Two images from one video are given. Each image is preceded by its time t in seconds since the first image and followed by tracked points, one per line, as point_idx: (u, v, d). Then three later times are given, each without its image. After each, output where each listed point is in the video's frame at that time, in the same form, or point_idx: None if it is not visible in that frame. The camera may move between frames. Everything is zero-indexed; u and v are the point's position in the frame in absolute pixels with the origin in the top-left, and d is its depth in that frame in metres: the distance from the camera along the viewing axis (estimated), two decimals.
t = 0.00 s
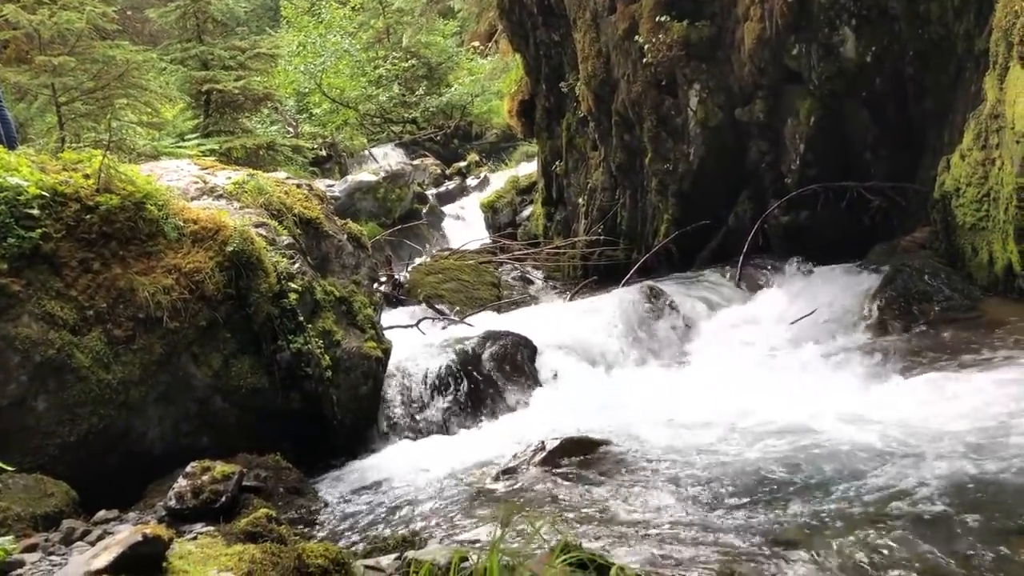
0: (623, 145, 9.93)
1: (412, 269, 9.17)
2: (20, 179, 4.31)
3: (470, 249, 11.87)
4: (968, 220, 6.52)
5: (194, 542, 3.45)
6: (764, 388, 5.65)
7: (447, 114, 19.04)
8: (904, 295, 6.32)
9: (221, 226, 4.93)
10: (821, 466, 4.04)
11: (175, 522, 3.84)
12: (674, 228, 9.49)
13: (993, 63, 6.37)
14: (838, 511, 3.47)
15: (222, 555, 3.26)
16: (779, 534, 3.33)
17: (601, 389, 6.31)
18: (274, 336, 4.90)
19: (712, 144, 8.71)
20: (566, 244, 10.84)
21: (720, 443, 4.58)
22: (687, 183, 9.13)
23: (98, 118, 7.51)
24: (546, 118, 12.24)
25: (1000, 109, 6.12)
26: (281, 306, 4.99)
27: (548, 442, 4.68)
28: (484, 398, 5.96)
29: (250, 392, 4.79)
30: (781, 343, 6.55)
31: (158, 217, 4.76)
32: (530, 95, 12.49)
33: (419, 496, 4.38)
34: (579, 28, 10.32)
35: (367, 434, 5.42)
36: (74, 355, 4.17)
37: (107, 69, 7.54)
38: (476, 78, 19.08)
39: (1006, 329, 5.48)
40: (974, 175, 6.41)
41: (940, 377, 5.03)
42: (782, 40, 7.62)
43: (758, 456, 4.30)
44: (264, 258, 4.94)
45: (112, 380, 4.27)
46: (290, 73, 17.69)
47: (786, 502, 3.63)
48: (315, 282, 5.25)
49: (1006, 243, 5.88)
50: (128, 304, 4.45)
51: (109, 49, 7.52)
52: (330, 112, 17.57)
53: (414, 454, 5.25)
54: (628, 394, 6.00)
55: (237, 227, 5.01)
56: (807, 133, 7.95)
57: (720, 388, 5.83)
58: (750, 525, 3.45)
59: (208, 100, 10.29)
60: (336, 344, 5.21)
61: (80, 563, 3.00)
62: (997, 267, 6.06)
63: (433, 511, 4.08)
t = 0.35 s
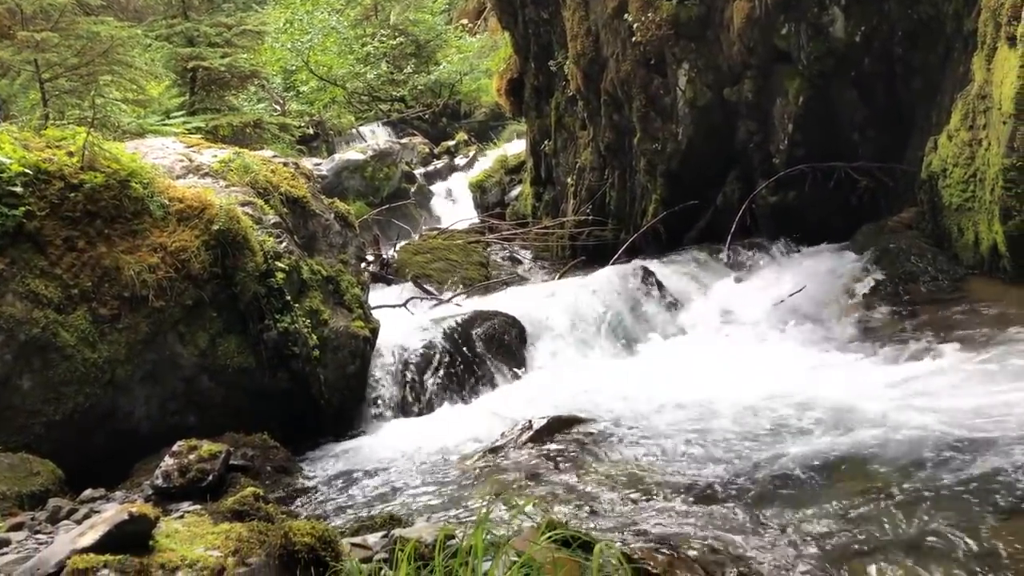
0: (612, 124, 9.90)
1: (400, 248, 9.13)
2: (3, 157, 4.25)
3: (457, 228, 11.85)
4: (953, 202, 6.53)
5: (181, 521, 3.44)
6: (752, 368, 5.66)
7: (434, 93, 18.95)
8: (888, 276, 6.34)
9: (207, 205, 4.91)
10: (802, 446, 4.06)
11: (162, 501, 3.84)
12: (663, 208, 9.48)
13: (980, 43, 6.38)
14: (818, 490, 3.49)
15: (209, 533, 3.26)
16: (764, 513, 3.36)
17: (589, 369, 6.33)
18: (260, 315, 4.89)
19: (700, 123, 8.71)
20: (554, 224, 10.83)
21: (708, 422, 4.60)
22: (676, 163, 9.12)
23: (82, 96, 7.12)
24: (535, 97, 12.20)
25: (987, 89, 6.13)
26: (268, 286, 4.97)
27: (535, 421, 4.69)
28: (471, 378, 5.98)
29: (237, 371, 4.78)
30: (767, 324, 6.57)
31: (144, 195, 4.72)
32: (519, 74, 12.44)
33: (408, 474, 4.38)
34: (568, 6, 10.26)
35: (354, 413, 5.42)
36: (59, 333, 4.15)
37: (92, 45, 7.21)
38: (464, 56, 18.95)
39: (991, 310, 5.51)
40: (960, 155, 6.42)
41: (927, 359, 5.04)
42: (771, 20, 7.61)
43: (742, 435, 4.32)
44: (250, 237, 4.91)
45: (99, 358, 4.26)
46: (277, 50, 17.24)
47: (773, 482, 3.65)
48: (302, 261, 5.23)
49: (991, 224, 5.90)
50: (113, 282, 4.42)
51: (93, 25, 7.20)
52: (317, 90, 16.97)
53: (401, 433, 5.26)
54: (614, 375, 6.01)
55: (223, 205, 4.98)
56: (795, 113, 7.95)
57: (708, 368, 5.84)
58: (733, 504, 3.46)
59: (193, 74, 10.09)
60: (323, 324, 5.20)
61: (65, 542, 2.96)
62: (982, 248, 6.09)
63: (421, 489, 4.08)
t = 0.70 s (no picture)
0: (590, 102, 9.87)
1: (378, 226, 9.10)
2: None
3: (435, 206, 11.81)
4: (928, 182, 6.58)
5: (155, 498, 3.44)
6: (727, 347, 5.69)
7: (412, 69, 18.85)
8: (863, 255, 6.39)
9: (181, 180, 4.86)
10: (778, 423, 4.09)
11: (136, 478, 3.83)
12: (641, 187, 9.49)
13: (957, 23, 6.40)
14: (792, 467, 3.53)
15: (184, 511, 3.24)
16: (738, 488, 3.39)
17: (566, 347, 6.34)
18: (235, 292, 4.85)
19: (678, 102, 8.71)
20: (532, 203, 10.81)
21: (683, 399, 4.63)
22: (654, 142, 9.12)
23: (53, 68, 6.63)
24: (513, 74, 12.14)
25: (963, 70, 6.16)
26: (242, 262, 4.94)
27: (512, 399, 4.69)
28: (450, 356, 5.97)
29: (213, 348, 4.74)
30: (745, 303, 6.62)
31: (117, 170, 4.66)
32: (498, 51, 12.37)
33: (385, 452, 4.38)
34: None
35: (331, 390, 5.40)
36: (30, 310, 4.11)
37: (61, 15, 6.54)
38: (443, 32, 18.85)
39: (964, 289, 5.57)
40: (935, 135, 6.47)
41: (900, 337, 5.09)
42: None
43: (717, 412, 4.35)
44: (225, 213, 4.87)
45: (72, 335, 4.23)
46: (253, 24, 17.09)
47: (746, 458, 3.68)
48: (278, 238, 5.19)
49: (965, 204, 5.95)
50: (85, 259, 4.38)
51: None
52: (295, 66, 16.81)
53: (378, 411, 5.25)
54: (593, 353, 6.03)
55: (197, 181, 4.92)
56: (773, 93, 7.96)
57: (683, 346, 5.87)
58: (708, 481, 3.49)
59: (166, 48, 9.98)
60: (299, 301, 5.17)
61: (37, 518, 2.98)
62: (955, 228, 6.15)
63: (399, 466, 4.08)
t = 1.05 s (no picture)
0: (559, 85, 9.85)
1: (345, 207, 9.03)
2: None
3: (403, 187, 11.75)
4: (890, 170, 6.65)
5: (116, 480, 3.40)
6: (692, 330, 5.73)
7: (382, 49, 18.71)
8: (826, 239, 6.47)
9: (144, 158, 4.79)
10: (738, 406, 4.13)
11: (97, 460, 3.78)
12: (609, 171, 9.50)
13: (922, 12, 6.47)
14: (752, 450, 3.57)
15: (144, 493, 3.22)
16: (699, 470, 3.43)
17: (532, 331, 6.34)
18: (198, 272, 4.82)
19: (647, 86, 8.74)
20: (501, 185, 10.78)
21: (646, 382, 4.66)
22: (623, 126, 9.12)
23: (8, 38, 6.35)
24: (483, 55, 12.06)
25: (927, 60, 6.24)
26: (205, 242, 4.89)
27: (477, 380, 4.70)
28: (418, 337, 5.95)
29: (174, 329, 4.70)
30: (710, 287, 6.66)
31: (77, 147, 4.58)
32: (467, 32, 12.30)
33: (347, 434, 4.36)
34: None
35: (296, 371, 5.36)
36: None
37: None
38: (412, 11, 18.73)
39: (925, 275, 5.65)
40: (899, 123, 6.55)
41: (862, 321, 5.15)
42: None
43: (679, 394, 4.39)
44: (188, 192, 4.80)
45: (30, 315, 4.15)
46: None
47: (708, 442, 3.70)
48: (242, 218, 5.13)
49: (927, 192, 6.04)
50: (44, 237, 4.30)
51: None
52: (261, 44, 16.57)
53: (341, 395, 5.21)
54: (557, 336, 6.03)
55: (159, 159, 4.85)
56: (741, 78, 8.01)
57: (649, 330, 5.89)
58: (667, 463, 3.53)
59: (128, 21, 9.65)
60: (264, 281, 5.13)
61: None
62: (917, 215, 6.22)
63: (362, 449, 4.07)
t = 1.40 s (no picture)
0: (529, 75, 9.84)
1: (312, 195, 8.97)
2: None
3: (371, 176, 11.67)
4: (856, 163, 6.73)
5: (78, 470, 3.35)
6: (659, 320, 5.76)
7: (350, 35, 18.63)
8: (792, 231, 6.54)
9: (107, 144, 4.71)
10: (704, 396, 4.16)
11: (59, 449, 3.72)
12: (579, 161, 9.51)
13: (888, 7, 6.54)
14: (717, 439, 3.60)
15: (107, 483, 3.18)
16: (665, 459, 3.46)
17: (501, 320, 6.34)
18: (163, 260, 4.74)
19: (616, 77, 8.76)
20: (469, 174, 10.76)
21: (613, 372, 4.68)
22: (592, 117, 9.13)
23: None
24: (452, 44, 12.00)
25: (892, 54, 6.31)
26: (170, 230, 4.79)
27: (445, 371, 4.69)
28: (386, 326, 5.93)
29: (138, 317, 4.64)
30: (677, 278, 6.70)
31: (37, 131, 4.50)
32: (436, 21, 12.24)
33: (315, 424, 4.34)
34: None
35: (262, 360, 5.31)
36: None
37: None
38: None
39: (887, 268, 5.73)
40: (864, 117, 6.62)
41: (826, 314, 5.21)
42: None
43: (647, 385, 4.42)
44: (152, 178, 4.72)
45: None
46: None
47: (674, 432, 3.73)
48: (208, 205, 5.05)
49: (891, 185, 6.11)
50: (4, 223, 4.21)
51: None
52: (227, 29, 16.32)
53: (307, 384, 5.17)
54: (525, 326, 6.03)
55: (122, 144, 4.78)
56: (710, 71, 8.05)
57: (617, 320, 5.92)
58: (634, 453, 3.55)
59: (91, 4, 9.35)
60: (230, 270, 5.06)
61: None
62: (881, 208, 6.30)
63: (328, 439, 4.05)
